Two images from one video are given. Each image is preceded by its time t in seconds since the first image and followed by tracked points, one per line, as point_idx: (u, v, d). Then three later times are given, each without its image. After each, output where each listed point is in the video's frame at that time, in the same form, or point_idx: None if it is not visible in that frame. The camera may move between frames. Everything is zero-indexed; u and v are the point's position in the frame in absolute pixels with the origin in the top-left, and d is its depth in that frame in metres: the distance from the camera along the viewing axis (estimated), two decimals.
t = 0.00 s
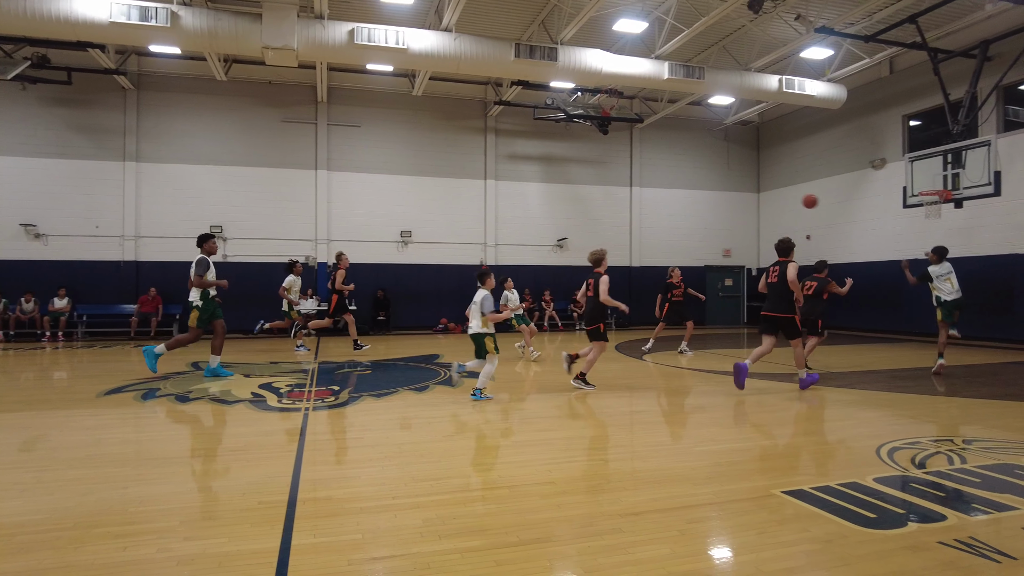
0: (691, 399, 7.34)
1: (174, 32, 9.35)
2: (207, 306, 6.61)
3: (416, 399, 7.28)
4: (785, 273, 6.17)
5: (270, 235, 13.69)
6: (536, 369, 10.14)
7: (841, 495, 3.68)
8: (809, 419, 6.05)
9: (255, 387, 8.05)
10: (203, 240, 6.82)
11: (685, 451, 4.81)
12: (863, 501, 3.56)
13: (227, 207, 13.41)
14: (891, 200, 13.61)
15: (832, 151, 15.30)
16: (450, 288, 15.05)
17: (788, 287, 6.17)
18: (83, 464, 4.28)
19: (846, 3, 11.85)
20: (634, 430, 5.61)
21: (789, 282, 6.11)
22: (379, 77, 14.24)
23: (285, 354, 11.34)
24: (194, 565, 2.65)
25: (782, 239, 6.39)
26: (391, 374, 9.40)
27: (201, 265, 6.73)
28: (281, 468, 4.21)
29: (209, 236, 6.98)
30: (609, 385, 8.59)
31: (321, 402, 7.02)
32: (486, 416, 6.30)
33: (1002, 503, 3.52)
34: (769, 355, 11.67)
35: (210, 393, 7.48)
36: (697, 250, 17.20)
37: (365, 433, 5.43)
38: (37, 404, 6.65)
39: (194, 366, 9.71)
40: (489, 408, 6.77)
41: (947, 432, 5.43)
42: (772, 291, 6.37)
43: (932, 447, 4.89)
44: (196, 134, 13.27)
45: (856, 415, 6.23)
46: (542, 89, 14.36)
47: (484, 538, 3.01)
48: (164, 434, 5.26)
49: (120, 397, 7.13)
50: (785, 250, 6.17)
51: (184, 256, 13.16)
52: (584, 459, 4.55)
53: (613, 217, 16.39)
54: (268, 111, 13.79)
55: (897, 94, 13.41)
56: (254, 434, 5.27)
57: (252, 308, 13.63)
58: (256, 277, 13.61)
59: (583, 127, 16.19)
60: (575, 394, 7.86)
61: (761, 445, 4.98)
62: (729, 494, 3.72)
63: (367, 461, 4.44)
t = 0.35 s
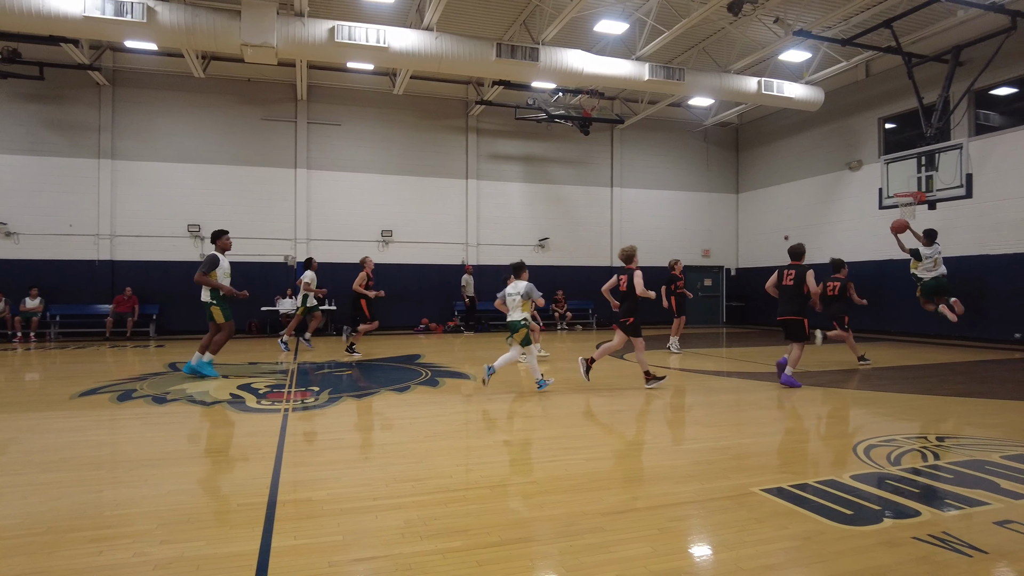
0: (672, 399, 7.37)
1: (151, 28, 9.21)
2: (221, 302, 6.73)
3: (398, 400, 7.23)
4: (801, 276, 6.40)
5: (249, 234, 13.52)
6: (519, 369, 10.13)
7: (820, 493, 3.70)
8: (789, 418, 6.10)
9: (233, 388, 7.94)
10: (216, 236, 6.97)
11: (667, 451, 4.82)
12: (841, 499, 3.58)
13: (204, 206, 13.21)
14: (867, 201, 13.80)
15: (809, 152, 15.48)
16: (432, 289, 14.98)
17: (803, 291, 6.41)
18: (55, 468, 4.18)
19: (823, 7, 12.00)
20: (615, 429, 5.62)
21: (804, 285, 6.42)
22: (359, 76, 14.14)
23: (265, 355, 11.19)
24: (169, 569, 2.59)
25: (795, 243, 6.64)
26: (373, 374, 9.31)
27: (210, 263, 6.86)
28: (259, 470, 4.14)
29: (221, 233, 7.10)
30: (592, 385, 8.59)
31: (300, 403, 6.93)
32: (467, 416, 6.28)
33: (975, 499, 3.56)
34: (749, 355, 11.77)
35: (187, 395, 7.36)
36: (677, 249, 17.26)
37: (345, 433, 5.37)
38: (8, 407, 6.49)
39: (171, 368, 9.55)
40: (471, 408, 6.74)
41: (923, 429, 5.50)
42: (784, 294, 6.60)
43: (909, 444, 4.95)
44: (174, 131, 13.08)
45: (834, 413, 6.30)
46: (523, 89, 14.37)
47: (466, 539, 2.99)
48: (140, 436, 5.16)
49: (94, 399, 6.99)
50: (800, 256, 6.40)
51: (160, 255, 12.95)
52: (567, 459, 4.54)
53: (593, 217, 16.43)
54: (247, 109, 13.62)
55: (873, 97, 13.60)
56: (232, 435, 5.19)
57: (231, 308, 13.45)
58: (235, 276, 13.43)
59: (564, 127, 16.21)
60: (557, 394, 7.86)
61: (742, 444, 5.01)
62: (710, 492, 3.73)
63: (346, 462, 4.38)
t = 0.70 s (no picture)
0: (655, 398, 7.42)
1: (129, 24, 9.08)
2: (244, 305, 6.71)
3: (380, 400, 7.19)
4: (813, 276, 7.04)
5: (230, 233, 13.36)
6: (503, 369, 10.13)
7: (800, 491, 3.74)
8: (770, 416, 6.16)
9: (214, 389, 7.84)
10: (234, 239, 6.82)
11: (650, 450, 4.85)
12: (820, 496, 3.62)
13: (185, 205, 13.05)
14: (846, 202, 13.97)
15: (790, 153, 15.64)
16: (415, 289, 14.91)
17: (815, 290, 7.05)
18: (31, 471, 4.11)
19: (803, 11, 12.10)
20: (598, 429, 5.65)
21: (816, 283, 7.07)
22: (342, 74, 14.04)
23: (247, 356, 11.07)
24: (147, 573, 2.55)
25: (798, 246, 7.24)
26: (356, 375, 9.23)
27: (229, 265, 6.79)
28: (240, 472, 4.10)
29: (239, 234, 6.98)
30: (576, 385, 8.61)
31: (282, 404, 6.86)
32: (450, 416, 6.27)
33: (950, 495, 3.62)
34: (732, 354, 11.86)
35: (167, 396, 7.27)
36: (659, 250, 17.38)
37: (327, 434, 5.34)
38: None
39: (150, 369, 9.42)
40: (454, 408, 6.74)
41: (900, 426, 5.58)
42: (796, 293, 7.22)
43: (887, 442, 5.01)
44: (154, 129, 12.91)
45: (814, 412, 6.38)
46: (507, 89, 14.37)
47: (449, 539, 2.99)
48: (119, 438, 5.09)
49: (71, 401, 6.88)
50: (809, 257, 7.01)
51: (140, 255, 12.77)
52: (550, 459, 4.55)
53: (576, 217, 16.47)
54: (229, 107, 13.47)
55: (852, 99, 13.75)
56: (213, 436, 5.13)
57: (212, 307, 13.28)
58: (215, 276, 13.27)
59: (547, 127, 16.23)
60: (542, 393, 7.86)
61: (723, 442, 5.06)
62: (692, 490, 3.76)
63: (328, 463, 4.34)
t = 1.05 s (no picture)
0: (630, 396, 7.47)
1: (97, 19, 8.88)
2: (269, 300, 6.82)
3: (355, 401, 7.12)
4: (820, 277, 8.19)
5: (201, 232, 13.12)
6: (479, 369, 10.12)
7: (772, 487, 3.78)
8: (744, 414, 6.23)
9: (184, 390, 7.66)
10: (262, 237, 7.08)
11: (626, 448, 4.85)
12: (792, 492, 3.66)
13: (155, 203, 12.79)
14: (818, 204, 14.16)
15: (763, 154, 15.82)
16: (391, 289, 14.79)
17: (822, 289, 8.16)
18: None
19: (776, 14, 12.25)
20: (573, 428, 5.66)
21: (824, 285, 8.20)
22: (316, 72, 13.86)
23: (220, 356, 10.86)
24: None
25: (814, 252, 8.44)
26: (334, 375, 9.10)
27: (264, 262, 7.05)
28: (211, 474, 4.00)
29: (268, 233, 7.24)
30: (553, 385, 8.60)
31: (255, 405, 6.74)
32: (425, 416, 6.23)
33: (917, 489, 3.69)
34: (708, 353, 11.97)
35: (136, 397, 7.11)
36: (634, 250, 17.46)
37: (302, 435, 5.25)
38: None
39: (119, 370, 9.20)
40: (429, 408, 6.71)
41: (870, 423, 5.69)
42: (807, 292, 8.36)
43: (858, 438, 5.09)
44: (123, 125, 12.62)
45: (786, 409, 6.48)
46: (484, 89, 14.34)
47: (424, 539, 2.95)
48: (85, 441, 4.96)
49: (35, 403, 6.68)
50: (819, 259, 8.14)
51: (108, 254, 12.48)
52: (526, 459, 4.52)
53: (552, 217, 16.48)
54: (200, 104, 13.22)
55: (824, 102, 13.99)
56: (183, 438, 5.02)
57: (184, 308, 13.03)
58: (186, 275, 13.00)
59: (524, 128, 16.20)
60: (519, 393, 7.84)
61: (697, 440, 5.10)
62: (668, 488, 3.77)
63: (300, 464, 4.26)
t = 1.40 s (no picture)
0: (612, 396, 7.48)
1: (72, 14, 8.73)
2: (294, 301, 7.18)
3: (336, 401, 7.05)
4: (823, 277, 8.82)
5: (179, 232, 12.92)
6: (461, 370, 10.08)
7: (752, 485, 3.80)
8: (725, 413, 6.28)
9: (163, 392, 7.52)
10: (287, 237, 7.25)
11: (609, 447, 4.86)
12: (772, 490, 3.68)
13: (131, 201, 12.57)
14: (797, 204, 14.31)
15: (742, 155, 15.97)
16: (372, 290, 14.67)
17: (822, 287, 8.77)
18: None
19: (756, 16, 12.39)
20: (554, 427, 5.65)
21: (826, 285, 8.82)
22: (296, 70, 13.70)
23: (199, 357, 10.71)
24: None
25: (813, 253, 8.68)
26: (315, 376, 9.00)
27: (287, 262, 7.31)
28: (188, 476, 3.92)
29: (289, 232, 7.37)
30: (535, 385, 8.60)
31: (235, 406, 6.64)
32: (405, 417, 6.19)
33: (891, 485, 3.74)
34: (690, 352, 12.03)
35: (113, 399, 6.98)
36: (614, 250, 17.54)
37: (283, 435, 5.18)
38: None
39: (94, 371, 9.03)
40: (411, 408, 6.67)
41: (847, 421, 5.76)
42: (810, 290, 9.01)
43: (835, 436, 5.15)
44: (98, 122, 12.39)
45: (765, 408, 6.53)
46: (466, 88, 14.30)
47: (407, 540, 2.92)
48: (58, 444, 4.83)
49: (6, 406, 6.52)
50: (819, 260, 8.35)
51: (83, 253, 12.25)
52: (508, 459, 4.49)
53: (535, 217, 16.48)
54: (178, 101, 13.01)
55: (803, 104, 14.16)
56: (161, 440, 4.92)
57: (162, 308, 12.83)
58: (164, 275, 12.80)
59: (505, 128, 16.19)
60: (502, 393, 7.82)
61: (678, 439, 5.12)
62: (650, 486, 3.78)
63: (280, 465, 4.19)
